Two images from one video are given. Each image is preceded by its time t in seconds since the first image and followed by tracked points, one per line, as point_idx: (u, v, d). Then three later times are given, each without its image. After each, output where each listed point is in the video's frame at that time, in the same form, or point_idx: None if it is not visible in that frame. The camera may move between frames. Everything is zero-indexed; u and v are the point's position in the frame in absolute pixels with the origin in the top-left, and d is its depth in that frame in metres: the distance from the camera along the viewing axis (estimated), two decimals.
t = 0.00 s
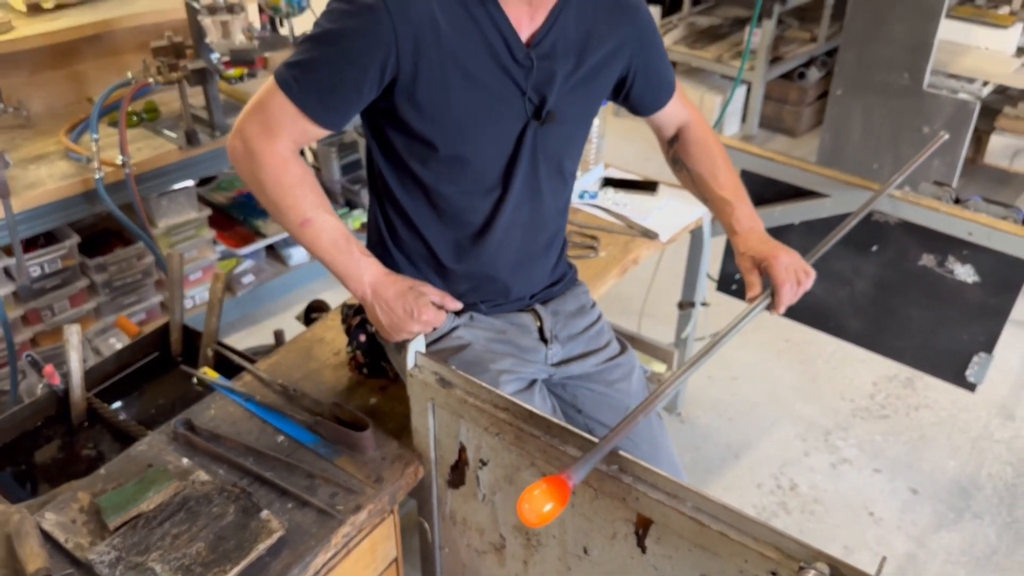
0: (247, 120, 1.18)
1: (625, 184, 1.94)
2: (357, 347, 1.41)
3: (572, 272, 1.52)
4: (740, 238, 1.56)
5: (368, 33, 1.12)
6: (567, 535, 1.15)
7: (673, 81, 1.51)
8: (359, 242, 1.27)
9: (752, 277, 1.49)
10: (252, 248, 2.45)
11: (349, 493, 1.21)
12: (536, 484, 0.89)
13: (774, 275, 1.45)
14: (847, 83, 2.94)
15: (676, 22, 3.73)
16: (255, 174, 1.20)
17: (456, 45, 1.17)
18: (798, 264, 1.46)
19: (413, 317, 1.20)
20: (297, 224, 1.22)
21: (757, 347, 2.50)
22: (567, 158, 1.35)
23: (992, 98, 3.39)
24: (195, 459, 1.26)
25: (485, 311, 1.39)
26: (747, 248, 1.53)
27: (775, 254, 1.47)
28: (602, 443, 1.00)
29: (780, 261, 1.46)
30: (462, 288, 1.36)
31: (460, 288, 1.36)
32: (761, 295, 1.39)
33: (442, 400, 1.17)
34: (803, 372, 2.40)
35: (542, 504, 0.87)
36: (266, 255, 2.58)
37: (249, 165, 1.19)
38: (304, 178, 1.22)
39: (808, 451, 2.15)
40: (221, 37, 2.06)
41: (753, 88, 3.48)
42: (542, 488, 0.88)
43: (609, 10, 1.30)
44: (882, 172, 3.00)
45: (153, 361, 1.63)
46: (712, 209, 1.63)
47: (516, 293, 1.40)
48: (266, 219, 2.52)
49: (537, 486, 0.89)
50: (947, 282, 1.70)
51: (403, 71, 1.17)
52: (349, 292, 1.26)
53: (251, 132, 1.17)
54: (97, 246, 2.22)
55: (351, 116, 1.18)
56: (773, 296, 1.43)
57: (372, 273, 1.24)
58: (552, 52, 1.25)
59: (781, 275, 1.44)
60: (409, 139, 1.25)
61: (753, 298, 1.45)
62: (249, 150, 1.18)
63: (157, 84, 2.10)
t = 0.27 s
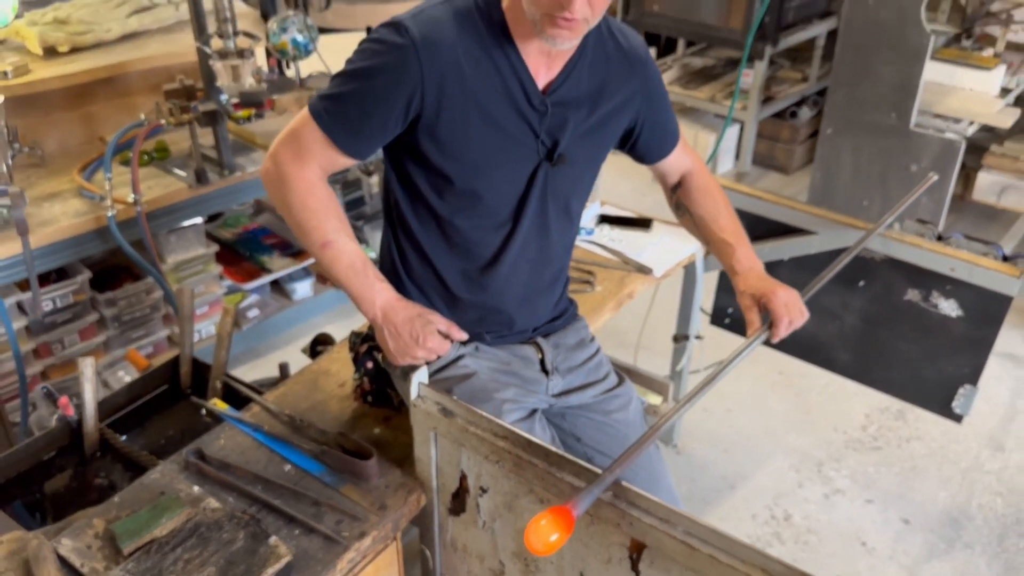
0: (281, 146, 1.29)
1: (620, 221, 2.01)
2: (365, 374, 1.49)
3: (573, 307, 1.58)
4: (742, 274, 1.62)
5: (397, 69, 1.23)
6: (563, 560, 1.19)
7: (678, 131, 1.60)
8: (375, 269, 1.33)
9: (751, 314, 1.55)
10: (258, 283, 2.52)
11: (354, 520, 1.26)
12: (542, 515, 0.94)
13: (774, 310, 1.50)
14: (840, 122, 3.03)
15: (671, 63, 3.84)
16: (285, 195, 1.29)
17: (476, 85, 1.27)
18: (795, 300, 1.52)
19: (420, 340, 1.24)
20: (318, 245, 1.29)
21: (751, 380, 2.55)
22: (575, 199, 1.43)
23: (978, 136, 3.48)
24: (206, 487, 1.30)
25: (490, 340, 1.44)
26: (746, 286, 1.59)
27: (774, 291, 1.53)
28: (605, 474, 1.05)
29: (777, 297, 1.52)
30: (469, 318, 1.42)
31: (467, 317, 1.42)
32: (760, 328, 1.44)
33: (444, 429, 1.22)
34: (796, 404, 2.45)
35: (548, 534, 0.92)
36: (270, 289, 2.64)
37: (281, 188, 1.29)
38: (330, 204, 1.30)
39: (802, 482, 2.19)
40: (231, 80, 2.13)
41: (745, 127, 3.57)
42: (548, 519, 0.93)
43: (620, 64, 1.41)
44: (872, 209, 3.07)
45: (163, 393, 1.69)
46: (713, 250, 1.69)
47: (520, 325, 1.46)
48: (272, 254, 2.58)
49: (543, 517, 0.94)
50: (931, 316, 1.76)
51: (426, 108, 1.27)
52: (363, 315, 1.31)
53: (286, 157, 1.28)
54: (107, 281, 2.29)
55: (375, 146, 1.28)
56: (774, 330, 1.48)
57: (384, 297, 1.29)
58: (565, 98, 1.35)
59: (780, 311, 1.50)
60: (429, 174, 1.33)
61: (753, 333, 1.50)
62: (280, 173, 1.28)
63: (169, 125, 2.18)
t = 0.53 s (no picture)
0: (295, 174, 1.36)
1: (614, 254, 2.07)
2: (366, 399, 1.55)
3: (567, 337, 1.63)
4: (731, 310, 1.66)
5: (405, 104, 1.31)
6: None
7: (672, 173, 1.66)
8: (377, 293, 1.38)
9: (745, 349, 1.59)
10: (261, 315, 2.57)
11: (355, 544, 1.30)
12: (549, 545, 0.98)
13: (767, 343, 1.54)
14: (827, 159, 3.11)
15: (665, 101, 3.93)
16: (296, 219, 1.36)
17: (479, 120, 1.34)
18: (787, 332, 1.56)
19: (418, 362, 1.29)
20: (324, 267, 1.35)
21: (745, 410, 2.59)
22: (571, 231, 1.49)
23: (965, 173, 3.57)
24: (212, 512, 1.34)
25: (486, 366, 1.49)
26: (737, 324, 1.63)
27: (766, 326, 1.57)
28: (609, 506, 1.09)
29: (770, 332, 1.56)
30: (466, 343, 1.48)
31: (464, 342, 1.47)
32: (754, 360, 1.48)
33: (443, 455, 1.27)
34: (789, 435, 2.49)
35: (556, 563, 0.96)
36: (273, 322, 2.70)
37: (293, 212, 1.36)
38: (337, 229, 1.37)
39: (795, 511, 2.22)
40: (238, 119, 2.20)
41: (738, 163, 3.66)
42: (554, 549, 0.97)
43: (615, 105, 1.48)
44: (862, 243, 3.14)
45: (170, 422, 1.73)
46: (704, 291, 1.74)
47: (516, 352, 1.52)
48: (275, 287, 2.64)
49: (550, 548, 0.98)
50: (917, 348, 1.82)
51: (430, 141, 1.34)
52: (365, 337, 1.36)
53: (299, 184, 1.35)
54: (114, 313, 2.34)
55: (383, 176, 1.35)
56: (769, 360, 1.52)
57: (385, 320, 1.34)
58: (563, 135, 1.42)
59: (773, 344, 1.53)
60: (432, 203, 1.40)
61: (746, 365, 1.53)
62: (292, 198, 1.35)
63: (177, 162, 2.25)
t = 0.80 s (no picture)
0: (294, 206, 1.42)
1: (605, 288, 2.13)
2: (365, 424, 1.60)
3: (559, 367, 1.69)
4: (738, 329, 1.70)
5: (401, 143, 1.37)
6: None
7: (671, 198, 1.71)
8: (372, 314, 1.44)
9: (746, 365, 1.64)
10: (261, 348, 2.62)
11: (351, 571, 1.34)
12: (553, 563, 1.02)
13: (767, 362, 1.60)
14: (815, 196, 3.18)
15: (657, 139, 4.03)
16: (294, 247, 1.42)
17: (472, 157, 1.41)
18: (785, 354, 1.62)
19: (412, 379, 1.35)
20: (320, 291, 1.41)
21: (736, 442, 2.63)
22: (563, 263, 1.55)
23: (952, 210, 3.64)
24: (213, 539, 1.38)
25: (482, 392, 1.55)
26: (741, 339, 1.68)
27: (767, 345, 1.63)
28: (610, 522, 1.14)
29: (770, 350, 1.62)
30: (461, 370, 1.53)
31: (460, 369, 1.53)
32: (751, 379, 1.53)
33: (437, 482, 1.31)
34: (780, 466, 2.53)
35: None
36: (272, 355, 2.75)
37: (291, 240, 1.42)
38: (333, 256, 1.42)
39: (786, 542, 2.25)
40: (242, 158, 2.31)
41: (730, 199, 3.73)
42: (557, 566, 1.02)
43: (604, 140, 1.54)
44: (851, 277, 3.20)
45: (170, 453, 1.77)
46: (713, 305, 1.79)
47: (509, 380, 1.57)
48: (274, 321, 2.69)
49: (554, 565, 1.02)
50: (900, 379, 1.87)
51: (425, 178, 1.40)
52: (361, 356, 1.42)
53: (297, 215, 1.41)
54: (118, 348, 2.40)
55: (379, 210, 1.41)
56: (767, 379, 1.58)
57: (380, 340, 1.40)
58: (553, 171, 1.48)
59: (772, 364, 1.59)
60: (429, 236, 1.46)
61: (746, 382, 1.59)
62: (291, 228, 1.41)
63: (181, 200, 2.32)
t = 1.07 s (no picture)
0: (295, 257, 1.44)
1: (597, 317, 2.17)
2: (359, 450, 1.63)
3: (551, 394, 1.72)
4: (753, 306, 1.77)
5: (397, 187, 1.41)
6: None
7: (668, 203, 1.77)
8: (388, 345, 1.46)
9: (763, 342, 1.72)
10: (258, 376, 2.65)
11: None
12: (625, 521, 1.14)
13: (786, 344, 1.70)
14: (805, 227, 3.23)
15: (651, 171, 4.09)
16: (297, 296, 1.43)
17: (468, 193, 1.45)
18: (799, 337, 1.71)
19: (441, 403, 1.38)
20: (331, 333, 1.42)
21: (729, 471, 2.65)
22: (559, 288, 1.60)
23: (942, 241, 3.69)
24: (207, 564, 1.39)
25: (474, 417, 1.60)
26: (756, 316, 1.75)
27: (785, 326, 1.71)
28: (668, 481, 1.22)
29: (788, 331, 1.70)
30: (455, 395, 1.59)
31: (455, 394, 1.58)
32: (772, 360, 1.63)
33: (428, 507, 1.34)
34: (772, 495, 2.55)
35: (629, 541, 1.12)
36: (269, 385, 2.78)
37: (292, 290, 1.43)
38: (338, 296, 1.44)
39: (777, 570, 2.27)
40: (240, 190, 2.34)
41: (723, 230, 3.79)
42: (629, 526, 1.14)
43: (593, 164, 1.59)
44: (842, 308, 3.24)
45: (167, 480, 1.79)
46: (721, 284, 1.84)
47: (504, 407, 1.60)
48: (272, 350, 2.73)
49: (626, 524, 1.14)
50: (886, 408, 1.90)
51: (423, 218, 1.44)
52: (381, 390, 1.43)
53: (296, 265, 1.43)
54: (116, 376, 2.43)
55: (380, 251, 1.44)
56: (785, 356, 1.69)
57: (400, 370, 1.41)
58: (545, 202, 1.53)
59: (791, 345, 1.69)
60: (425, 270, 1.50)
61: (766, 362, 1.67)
62: (292, 278, 1.43)
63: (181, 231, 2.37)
